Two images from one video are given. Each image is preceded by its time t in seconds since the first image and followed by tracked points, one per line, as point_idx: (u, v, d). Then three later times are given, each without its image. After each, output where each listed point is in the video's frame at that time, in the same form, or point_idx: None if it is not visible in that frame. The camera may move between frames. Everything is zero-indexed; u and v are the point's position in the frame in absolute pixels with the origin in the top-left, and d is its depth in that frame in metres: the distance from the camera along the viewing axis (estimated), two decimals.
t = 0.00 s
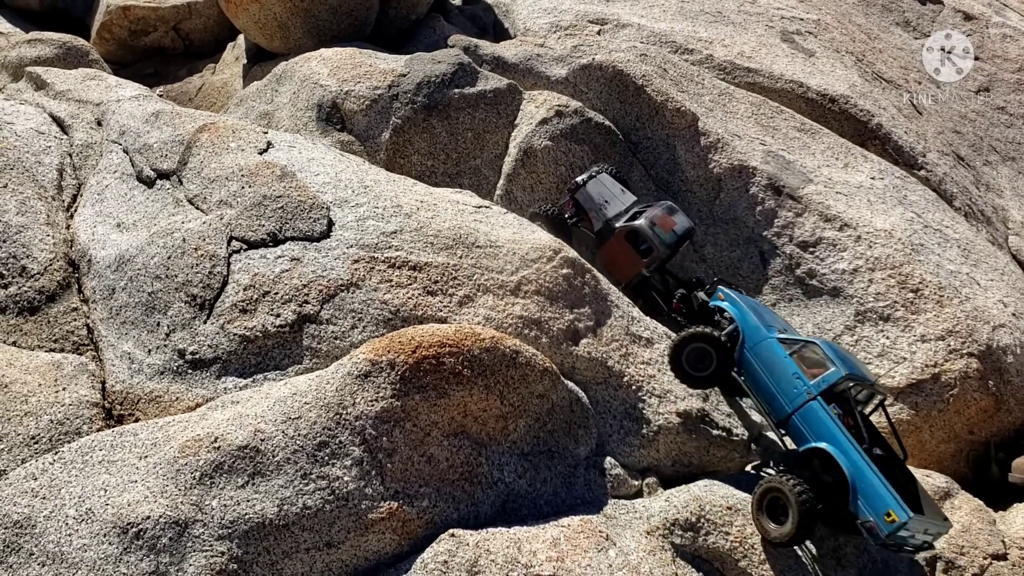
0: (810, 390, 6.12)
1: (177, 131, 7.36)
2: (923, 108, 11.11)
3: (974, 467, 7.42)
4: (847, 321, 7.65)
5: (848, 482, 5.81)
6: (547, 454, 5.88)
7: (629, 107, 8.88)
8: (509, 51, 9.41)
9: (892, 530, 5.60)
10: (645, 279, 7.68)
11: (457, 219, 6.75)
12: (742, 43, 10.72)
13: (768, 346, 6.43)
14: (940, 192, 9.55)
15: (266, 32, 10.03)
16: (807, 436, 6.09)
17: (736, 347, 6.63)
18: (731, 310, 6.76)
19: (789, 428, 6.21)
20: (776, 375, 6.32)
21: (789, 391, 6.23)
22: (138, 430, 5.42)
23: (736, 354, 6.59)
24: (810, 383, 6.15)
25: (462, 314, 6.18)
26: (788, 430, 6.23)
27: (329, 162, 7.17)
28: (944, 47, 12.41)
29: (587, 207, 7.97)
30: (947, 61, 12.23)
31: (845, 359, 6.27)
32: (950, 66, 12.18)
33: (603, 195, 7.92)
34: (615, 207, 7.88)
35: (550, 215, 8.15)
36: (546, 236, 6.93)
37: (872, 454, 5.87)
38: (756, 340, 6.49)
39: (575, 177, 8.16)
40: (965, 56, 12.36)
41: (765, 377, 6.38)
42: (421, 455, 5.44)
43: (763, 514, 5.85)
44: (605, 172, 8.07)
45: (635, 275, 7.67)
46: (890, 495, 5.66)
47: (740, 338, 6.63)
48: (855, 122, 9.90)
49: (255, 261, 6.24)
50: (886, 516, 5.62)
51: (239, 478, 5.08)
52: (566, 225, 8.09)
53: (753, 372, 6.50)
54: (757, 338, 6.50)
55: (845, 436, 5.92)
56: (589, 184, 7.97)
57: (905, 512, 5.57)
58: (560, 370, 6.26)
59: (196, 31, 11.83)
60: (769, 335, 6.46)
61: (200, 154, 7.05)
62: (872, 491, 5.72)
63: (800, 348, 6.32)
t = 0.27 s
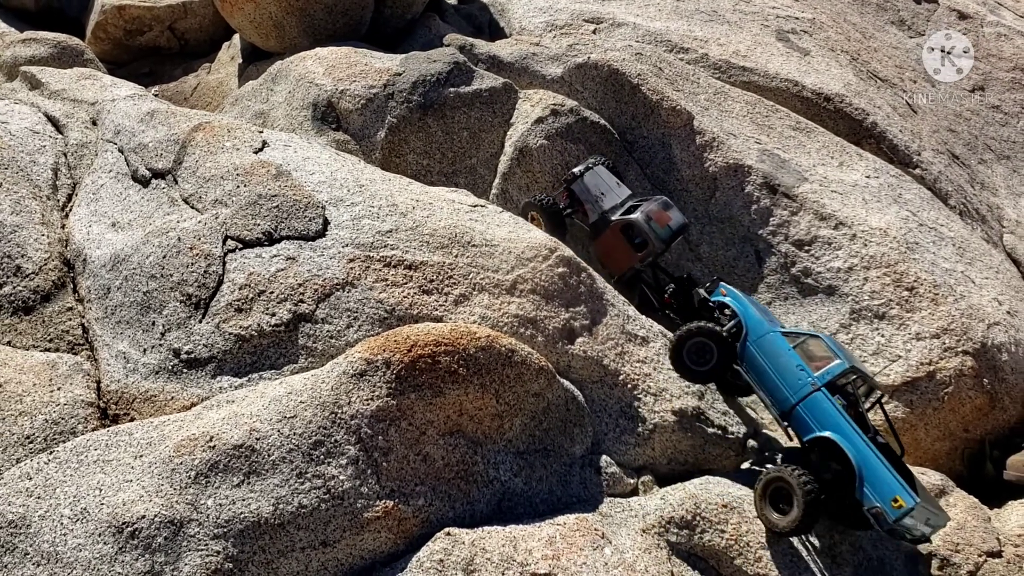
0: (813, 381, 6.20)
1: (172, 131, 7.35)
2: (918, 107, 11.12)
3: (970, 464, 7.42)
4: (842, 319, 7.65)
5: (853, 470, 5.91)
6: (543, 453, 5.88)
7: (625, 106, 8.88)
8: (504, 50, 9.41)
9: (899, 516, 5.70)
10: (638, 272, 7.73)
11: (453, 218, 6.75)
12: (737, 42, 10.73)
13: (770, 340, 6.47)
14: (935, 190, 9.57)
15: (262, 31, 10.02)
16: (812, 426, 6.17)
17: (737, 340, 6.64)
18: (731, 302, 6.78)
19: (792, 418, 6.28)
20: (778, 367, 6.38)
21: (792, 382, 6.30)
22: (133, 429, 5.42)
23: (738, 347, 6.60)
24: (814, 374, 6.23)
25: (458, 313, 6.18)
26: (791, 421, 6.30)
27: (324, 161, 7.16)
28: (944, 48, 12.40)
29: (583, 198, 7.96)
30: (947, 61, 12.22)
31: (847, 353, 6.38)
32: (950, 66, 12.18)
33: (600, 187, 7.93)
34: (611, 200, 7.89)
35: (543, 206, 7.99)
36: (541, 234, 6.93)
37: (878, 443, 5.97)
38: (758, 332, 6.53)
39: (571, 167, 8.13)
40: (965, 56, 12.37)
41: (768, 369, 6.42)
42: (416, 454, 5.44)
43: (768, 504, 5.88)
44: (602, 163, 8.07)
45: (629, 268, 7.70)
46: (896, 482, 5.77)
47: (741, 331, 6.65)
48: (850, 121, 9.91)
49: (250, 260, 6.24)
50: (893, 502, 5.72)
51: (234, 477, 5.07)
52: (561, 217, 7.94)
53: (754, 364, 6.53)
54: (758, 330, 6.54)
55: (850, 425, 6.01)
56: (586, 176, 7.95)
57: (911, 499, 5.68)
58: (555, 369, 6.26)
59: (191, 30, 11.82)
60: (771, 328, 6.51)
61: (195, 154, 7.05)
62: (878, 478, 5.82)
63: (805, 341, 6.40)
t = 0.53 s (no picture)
0: (774, 385, 6.21)
1: (152, 131, 7.31)
2: (896, 109, 11.22)
3: (947, 463, 7.50)
4: (822, 319, 7.71)
5: (817, 473, 5.89)
6: (525, 453, 5.89)
7: (606, 108, 8.91)
8: (486, 51, 9.41)
9: (863, 517, 5.67)
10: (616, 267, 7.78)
11: (435, 219, 6.75)
12: (718, 44, 10.78)
13: (730, 346, 6.48)
14: (913, 192, 9.66)
15: (242, 31, 9.98)
16: (776, 430, 6.17)
17: (699, 347, 6.65)
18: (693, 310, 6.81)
19: (756, 424, 6.30)
20: (740, 373, 6.39)
21: (755, 387, 6.31)
22: (114, 431, 5.38)
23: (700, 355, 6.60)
24: (774, 378, 6.24)
25: (440, 314, 6.18)
26: (756, 426, 6.30)
27: (306, 162, 7.15)
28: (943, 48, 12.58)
29: (567, 189, 7.87)
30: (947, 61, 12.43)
31: (808, 352, 6.36)
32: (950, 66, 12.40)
33: (584, 181, 7.88)
34: (595, 193, 7.87)
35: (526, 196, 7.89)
36: (523, 235, 6.94)
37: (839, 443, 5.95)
38: (718, 338, 6.55)
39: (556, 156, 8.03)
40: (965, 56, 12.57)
41: (730, 375, 6.44)
42: (399, 455, 5.44)
43: (739, 509, 5.91)
44: (586, 156, 8.01)
45: (608, 263, 7.73)
46: (858, 483, 5.74)
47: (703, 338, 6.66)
48: (829, 123, 9.98)
49: (232, 261, 6.21)
50: (856, 504, 5.69)
51: (216, 479, 5.05)
52: (543, 206, 7.87)
53: (718, 371, 6.53)
54: (719, 337, 6.56)
55: (812, 428, 6.01)
56: (571, 168, 7.88)
57: (874, 499, 5.64)
58: (537, 370, 6.27)
59: (170, 29, 11.76)
60: (731, 334, 6.53)
61: (175, 154, 7.01)
62: (841, 480, 5.79)
63: (764, 344, 6.40)
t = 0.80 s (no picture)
0: (775, 379, 6.25)
1: (156, 132, 7.31)
2: (899, 110, 11.20)
3: (951, 464, 7.51)
4: (826, 321, 7.71)
5: (818, 466, 5.95)
6: (529, 455, 5.89)
7: (610, 108, 8.91)
8: (489, 52, 9.41)
9: (864, 510, 5.75)
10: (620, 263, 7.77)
11: (439, 220, 6.75)
12: (721, 45, 10.77)
13: (730, 339, 6.50)
14: (916, 193, 9.65)
15: (245, 32, 9.98)
16: (776, 424, 6.22)
17: (699, 340, 6.66)
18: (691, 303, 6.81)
19: (757, 417, 6.33)
20: (740, 367, 6.42)
21: (755, 381, 6.34)
22: (118, 433, 5.39)
23: (700, 348, 6.62)
24: (774, 372, 6.27)
25: (445, 316, 6.18)
26: (757, 419, 6.35)
27: (310, 163, 7.15)
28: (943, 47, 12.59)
29: (577, 180, 7.85)
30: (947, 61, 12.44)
31: (808, 346, 6.39)
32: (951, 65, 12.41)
33: (594, 174, 7.90)
34: (604, 187, 7.89)
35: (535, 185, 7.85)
36: (527, 236, 6.94)
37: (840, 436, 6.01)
38: (718, 331, 6.56)
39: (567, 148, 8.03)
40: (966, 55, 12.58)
41: (730, 368, 6.47)
42: (403, 457, 5.43)
43: (739, 502, 5.98)
44: (597, 152, 8.04)
45: (614, 257, 7.70)
46: (859, 476, 5.81)
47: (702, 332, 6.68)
48: (832, 123, 9.97)
49: (236, 262, 6.22)
50: (857, 497, 5.77)
51: (221, 481, 5.05)
52: (554, 196, 7.83)
53: (717, 365, 6.56)
54: (719, 330, 6.57)
55: (813, 422, 6.06)
56: (582, 159, 7.88)
57: (874, 492, 5.72)
58: (542, 371, 6.27)
59: (174, 30, 11.76)
60: (731, 327, 6.55)
61: (179, 155, 7.01)
62: (842, 473, 5.86)
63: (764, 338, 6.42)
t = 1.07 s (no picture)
0: (767, 365, 6.27)
1: (160, 131, 7.31)
2: (903, 109, 11.19)
3: (955, 463, 7.47)
4: (829, 320, 7.71)
5: (812, 452, 5.95)
6: (534, 454, 5.89)
7: (614, 107, 8.91)
8: (492, 50, 9.40)
9: (858, 494, 5.73)
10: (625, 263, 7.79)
11: (443, 218, 6.75)
12: (724, 44, 10.76)
13: (722, 327, 6.54)
14: (920, 192, 9.65)
15: (248, 31, 9.98)
16: (770, 410, 6.23)
17: (692, 330, 6.70)
18: (685, 292, 6.86)
19: (751, 404, 6.35)
20: (733, 355, 6.45)
21: (748, 368, 6.36)
22: (123, 431, 5.39)
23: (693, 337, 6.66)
24: (767, 359, 6.30)
25: (449, 314, 6.18)
26: (751, 406, 6.36)
27: (314, 162, 7.15)
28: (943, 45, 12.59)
29: (582, 182, 7.81)
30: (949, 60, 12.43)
31: (800, 332, 6.41)
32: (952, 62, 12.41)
33: (599, 174, 7.86)
34: (610, 188, 7.88)
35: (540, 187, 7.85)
36: (531, 235, 6.95)
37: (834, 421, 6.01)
38: (711, 320, 6.61)
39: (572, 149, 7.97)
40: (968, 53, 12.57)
41: (723, 356, 6.50)
42: (408, 455, 5.44)
43: (735, 490, 6.02)
44: (601, 152, 7.98)
45: (620, 257, 7.72)
46: (853, 460, 5.79)
47: (695, 321, 6.72)
48: (836, 122, 9.97)
49: (240, 261, 6.22)
50: (851, 480, 5.75)
51: (226, 479, 5.05)
52: (560, 198, 7.83)
53: (710, 354, 6.59)
54: (712, 319, 6.61)
55: (806, 407, 6.07)
56: (587, 160, 7.83)
57: (869, 476, 5.69)
58: (546, 370, 6.27)
59: (177, 29, 11.76)
60: (724, 316, 6.58)
61: (183, 154, 7.01)
62: (836, 458, 5.85)
63: (756, 325, 6.45)
